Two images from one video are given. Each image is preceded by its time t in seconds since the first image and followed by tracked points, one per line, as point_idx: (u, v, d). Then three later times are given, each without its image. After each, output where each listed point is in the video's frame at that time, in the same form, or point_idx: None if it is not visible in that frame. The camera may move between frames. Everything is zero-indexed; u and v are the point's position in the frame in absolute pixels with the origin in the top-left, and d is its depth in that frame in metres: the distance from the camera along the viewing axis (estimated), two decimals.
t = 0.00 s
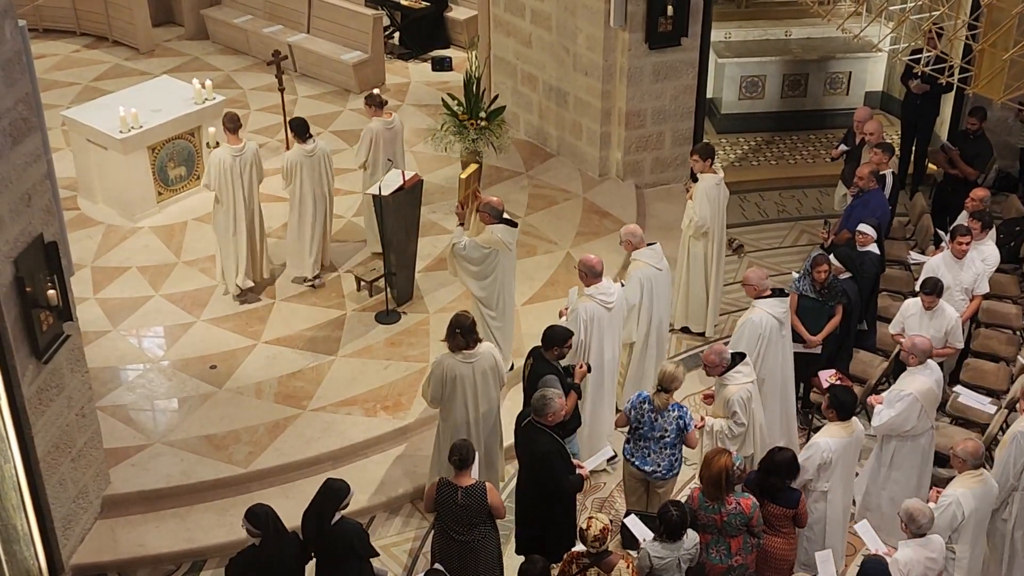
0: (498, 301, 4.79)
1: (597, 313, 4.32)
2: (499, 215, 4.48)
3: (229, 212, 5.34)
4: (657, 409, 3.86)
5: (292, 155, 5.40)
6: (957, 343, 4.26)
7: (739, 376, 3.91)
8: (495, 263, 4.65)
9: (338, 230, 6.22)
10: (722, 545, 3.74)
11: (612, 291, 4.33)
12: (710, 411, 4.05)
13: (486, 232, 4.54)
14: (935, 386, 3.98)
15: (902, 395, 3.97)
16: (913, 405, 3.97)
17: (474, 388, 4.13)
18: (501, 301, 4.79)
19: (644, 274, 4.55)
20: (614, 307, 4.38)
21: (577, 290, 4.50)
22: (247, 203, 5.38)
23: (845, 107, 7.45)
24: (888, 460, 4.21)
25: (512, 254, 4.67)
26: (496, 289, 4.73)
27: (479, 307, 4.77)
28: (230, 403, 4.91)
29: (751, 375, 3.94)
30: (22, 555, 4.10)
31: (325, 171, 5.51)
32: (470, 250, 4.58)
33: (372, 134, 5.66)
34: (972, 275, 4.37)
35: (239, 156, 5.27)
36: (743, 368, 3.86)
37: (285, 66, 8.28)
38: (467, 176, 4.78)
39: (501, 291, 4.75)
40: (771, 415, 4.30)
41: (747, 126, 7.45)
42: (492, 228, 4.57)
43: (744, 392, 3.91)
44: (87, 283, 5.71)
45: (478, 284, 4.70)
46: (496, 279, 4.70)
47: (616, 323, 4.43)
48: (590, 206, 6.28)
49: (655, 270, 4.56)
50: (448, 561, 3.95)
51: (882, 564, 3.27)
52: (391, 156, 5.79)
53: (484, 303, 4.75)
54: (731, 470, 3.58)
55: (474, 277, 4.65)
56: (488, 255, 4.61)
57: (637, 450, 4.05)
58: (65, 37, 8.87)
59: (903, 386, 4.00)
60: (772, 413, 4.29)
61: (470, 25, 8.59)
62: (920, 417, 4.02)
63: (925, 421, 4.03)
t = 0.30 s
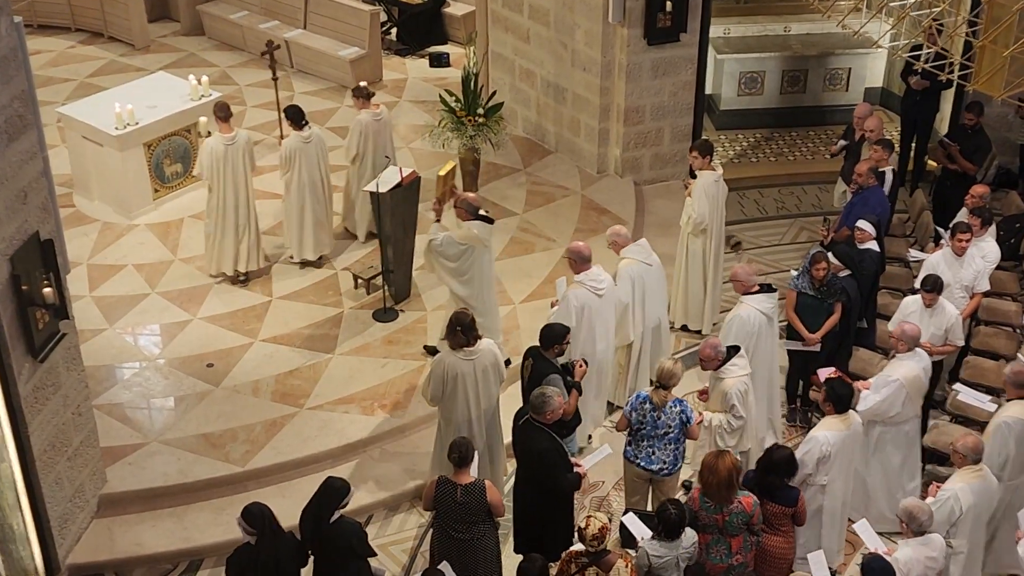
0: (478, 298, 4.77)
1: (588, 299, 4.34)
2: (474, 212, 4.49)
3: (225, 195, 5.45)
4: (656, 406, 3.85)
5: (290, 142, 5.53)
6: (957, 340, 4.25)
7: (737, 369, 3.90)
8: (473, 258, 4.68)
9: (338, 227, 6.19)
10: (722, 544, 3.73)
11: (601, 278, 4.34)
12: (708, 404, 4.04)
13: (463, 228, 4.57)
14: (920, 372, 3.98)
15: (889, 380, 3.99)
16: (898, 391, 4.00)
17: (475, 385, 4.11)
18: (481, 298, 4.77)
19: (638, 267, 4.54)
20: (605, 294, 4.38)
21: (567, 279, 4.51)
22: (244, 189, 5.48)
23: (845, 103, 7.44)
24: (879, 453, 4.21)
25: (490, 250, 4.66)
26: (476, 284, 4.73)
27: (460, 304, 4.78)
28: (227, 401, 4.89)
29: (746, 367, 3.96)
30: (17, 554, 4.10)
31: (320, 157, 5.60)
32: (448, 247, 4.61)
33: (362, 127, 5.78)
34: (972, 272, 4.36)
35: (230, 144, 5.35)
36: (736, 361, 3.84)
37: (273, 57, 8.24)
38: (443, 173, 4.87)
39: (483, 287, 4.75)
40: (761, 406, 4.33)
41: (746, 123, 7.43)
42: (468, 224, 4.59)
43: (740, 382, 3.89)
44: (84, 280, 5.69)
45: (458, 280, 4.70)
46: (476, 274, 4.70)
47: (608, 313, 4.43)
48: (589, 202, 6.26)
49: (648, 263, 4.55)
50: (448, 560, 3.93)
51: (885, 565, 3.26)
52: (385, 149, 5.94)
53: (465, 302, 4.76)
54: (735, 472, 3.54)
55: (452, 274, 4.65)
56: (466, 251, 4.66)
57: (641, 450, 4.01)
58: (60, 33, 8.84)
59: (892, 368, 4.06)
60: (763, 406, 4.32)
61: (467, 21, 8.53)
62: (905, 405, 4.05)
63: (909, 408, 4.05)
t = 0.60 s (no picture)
0: (447, 289, 4.90)
1: (571, 294, 4.33)
2: (443, 204, 4.64)
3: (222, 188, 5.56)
4: (656, 404, 3.90)
5: (278, 138, 5.59)
6: (949, 337, 4.28)
7: (727, 353, 3.97)
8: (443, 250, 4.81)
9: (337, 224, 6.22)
10: (717, 540, 3.76)
11: (580, 271, 4.35)
12: (701, 390, 4.09)
13: (432, 220, 4.70)
14: (903, 363, 4.02)
15: (870, 370, 4.04)
16: (880, 380, 4.04)
17: (473, 382, 4.14)
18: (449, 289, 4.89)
19: (625, 267, 4.57)
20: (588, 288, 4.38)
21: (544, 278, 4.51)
22: (239, 186, 5.56)
23: (838, 102, 7.47)
24: (861, 445, 4.22)
25: (461, 242, 4.80)
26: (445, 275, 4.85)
27: (428, 294, 4.90)
28: (224, 398, 4.91)
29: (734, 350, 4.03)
30: (16, 551, 4.12)
31: (306, 155, 5.66)
32: (419, 238, 4.75)
33: (343, 122, 5.85)
34: (964, 270, 4.39)
35: (219, 138, 5.44)
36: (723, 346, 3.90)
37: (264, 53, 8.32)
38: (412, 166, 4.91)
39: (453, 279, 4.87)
40: (747, 394, 4.37)
41: (739, 122, 7.46)
42: (438, 216, 4.73)
43: (730, 366, 3.95)
44: (81, 279, 5.71)
45: (427, 271, 4.83)
46: (446, 266, 4.83)
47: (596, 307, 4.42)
48: (584, 201, 6.29)
49: (638, 260, 4.58)
50: (446, 556, 3.96)
51: (879, 558, 3.31)
52: (365, 142, 5.95)
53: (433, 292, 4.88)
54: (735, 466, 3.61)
55: (422, 264, 4.77)
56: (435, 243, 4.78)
57: (644, 449, 4.06)
58: (57, 33, 8.86)
59: (876, 360, 4.08)
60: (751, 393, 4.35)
61: (463, 21, 8.58)
62: (886, 394, 4.09)
63: (891, 398, 4.10)
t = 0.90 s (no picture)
0: (420, 284, 5.28)
1: (556, 290, 4.67)
2: (416, 208, 4.99)
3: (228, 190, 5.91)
4: (639, 394, 4.23)
5: (273, 142, 5.97)
6: (910, 329, 4.61)
7: (699, 336, 4.31)
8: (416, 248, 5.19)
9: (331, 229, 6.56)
10: (694, 520, 4.13)
11: (560, 272, 4.68)
12: (673, 369, 4.44)
13: (406, 222, 5.06)
14: (860, 352, 4.41)
15: (828, 357, 4.45)
16: (836, 366, 4.44)
17: (469, 372, 4.48)
18: (421, 283, 5.27)
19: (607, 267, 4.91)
20: (569, 285, 4.70)
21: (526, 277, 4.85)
22: (244, 188, 5.94)
23: (806, 113, 7.84)
24: (820, 426, 4.58)
25: (433, 242, 5.16)
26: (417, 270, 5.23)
27: (402, 288, 5.26)
28: (238, 389, 5.25)
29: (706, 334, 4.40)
30: (44, 531, 4.55)
31: (297, 157, 6.04)
32: (393, 239, 5.11)
33: (332, 128, 6.19)
34: (923, 268, 4.72)
35: (224, 140, 5.78)
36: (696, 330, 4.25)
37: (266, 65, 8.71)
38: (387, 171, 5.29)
39: (425, 274, 5.25)
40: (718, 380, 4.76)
41: (714, 131, 7.83)
42: (411, 217, 5.09)
43: (702, 347, 4.30)
44: (104, 279, 6.05)
45: (402, 269, 5.21)
46: (418, 262, 5.21)
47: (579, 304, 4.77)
48: (571, 205, 6.63)
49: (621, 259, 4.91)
50: (447, 534, 4.32)
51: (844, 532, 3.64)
52: (353, 147, 6.34)
53: (406, 286, 5.25)
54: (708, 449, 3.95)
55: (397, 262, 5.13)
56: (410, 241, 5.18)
57: (629, 436, 4.40)
58: (81, 50, 9.19)
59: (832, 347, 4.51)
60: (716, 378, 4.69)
61: (459, 38, 8.95)
62: (843, 380, 4.49)
63: (846, 383, 4.50)
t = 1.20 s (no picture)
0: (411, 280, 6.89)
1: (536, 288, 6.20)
2: (406, 222, 6.64)
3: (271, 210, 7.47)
4: (599, 366, 5.69)
5: (320, 172, 7.54)
6: (806, 315, 6.10)
7: (642, 316, 5.83)
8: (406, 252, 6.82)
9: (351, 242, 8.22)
10: (645, 459, 5.82)
11: (541, 273, 6.18)
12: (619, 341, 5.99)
13: (398, 233, 6.69)
14: (764, 334, 5.96)
15: (739, 338, 5.98)
16: (745, 344, 5.97)
17: (472, 349, 5.99)
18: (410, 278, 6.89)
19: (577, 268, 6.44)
20: (547, 283, 6.21)
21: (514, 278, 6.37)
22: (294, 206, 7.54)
23: (727, 153, 9.33)
24: (737, 390, 6.16)
25: (419, 249, 6.80)
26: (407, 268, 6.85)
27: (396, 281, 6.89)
28: (298, 363, 6.81)
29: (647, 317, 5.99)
30: (150, 473, 6.46)
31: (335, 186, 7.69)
32: (389, 244, 6.74)
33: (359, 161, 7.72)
34: (815, 269, 6.22)
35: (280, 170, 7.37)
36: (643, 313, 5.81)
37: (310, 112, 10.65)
38: (382, 195, 7.19)
39: (413, 274, 6.85)
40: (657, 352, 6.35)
41: (656, 165, 9.31)
42: (404, 228, 6.74)
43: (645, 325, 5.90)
44: (193, 279, 7.62)
45: (395, 268, 6.82)
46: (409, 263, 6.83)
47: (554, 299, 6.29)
48: (549, 223, 8.16)
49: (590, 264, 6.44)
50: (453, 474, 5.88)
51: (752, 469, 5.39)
52: (375, 176, 7.84)
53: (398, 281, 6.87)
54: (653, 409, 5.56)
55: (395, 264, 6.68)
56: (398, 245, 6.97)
57: (594, 399, 5.85)
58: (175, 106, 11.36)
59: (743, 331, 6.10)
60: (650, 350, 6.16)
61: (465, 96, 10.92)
62: (750, 354, 6.04)
63: (752, 356, 6.05)
